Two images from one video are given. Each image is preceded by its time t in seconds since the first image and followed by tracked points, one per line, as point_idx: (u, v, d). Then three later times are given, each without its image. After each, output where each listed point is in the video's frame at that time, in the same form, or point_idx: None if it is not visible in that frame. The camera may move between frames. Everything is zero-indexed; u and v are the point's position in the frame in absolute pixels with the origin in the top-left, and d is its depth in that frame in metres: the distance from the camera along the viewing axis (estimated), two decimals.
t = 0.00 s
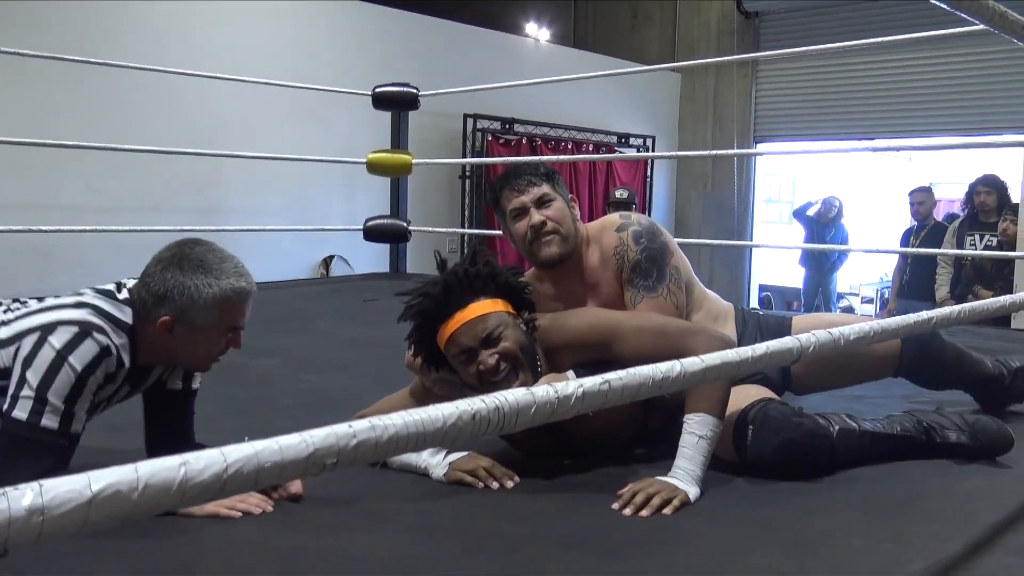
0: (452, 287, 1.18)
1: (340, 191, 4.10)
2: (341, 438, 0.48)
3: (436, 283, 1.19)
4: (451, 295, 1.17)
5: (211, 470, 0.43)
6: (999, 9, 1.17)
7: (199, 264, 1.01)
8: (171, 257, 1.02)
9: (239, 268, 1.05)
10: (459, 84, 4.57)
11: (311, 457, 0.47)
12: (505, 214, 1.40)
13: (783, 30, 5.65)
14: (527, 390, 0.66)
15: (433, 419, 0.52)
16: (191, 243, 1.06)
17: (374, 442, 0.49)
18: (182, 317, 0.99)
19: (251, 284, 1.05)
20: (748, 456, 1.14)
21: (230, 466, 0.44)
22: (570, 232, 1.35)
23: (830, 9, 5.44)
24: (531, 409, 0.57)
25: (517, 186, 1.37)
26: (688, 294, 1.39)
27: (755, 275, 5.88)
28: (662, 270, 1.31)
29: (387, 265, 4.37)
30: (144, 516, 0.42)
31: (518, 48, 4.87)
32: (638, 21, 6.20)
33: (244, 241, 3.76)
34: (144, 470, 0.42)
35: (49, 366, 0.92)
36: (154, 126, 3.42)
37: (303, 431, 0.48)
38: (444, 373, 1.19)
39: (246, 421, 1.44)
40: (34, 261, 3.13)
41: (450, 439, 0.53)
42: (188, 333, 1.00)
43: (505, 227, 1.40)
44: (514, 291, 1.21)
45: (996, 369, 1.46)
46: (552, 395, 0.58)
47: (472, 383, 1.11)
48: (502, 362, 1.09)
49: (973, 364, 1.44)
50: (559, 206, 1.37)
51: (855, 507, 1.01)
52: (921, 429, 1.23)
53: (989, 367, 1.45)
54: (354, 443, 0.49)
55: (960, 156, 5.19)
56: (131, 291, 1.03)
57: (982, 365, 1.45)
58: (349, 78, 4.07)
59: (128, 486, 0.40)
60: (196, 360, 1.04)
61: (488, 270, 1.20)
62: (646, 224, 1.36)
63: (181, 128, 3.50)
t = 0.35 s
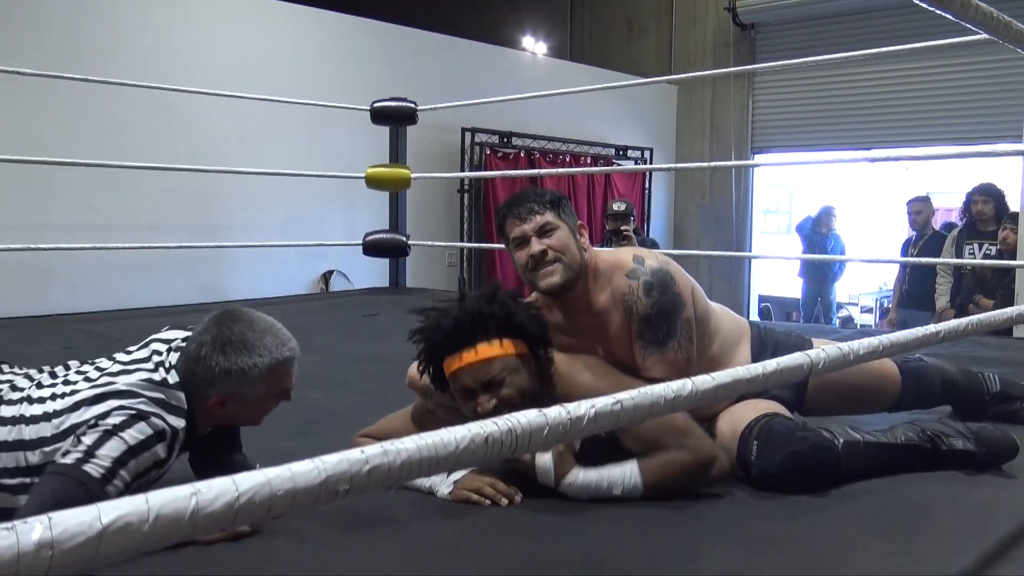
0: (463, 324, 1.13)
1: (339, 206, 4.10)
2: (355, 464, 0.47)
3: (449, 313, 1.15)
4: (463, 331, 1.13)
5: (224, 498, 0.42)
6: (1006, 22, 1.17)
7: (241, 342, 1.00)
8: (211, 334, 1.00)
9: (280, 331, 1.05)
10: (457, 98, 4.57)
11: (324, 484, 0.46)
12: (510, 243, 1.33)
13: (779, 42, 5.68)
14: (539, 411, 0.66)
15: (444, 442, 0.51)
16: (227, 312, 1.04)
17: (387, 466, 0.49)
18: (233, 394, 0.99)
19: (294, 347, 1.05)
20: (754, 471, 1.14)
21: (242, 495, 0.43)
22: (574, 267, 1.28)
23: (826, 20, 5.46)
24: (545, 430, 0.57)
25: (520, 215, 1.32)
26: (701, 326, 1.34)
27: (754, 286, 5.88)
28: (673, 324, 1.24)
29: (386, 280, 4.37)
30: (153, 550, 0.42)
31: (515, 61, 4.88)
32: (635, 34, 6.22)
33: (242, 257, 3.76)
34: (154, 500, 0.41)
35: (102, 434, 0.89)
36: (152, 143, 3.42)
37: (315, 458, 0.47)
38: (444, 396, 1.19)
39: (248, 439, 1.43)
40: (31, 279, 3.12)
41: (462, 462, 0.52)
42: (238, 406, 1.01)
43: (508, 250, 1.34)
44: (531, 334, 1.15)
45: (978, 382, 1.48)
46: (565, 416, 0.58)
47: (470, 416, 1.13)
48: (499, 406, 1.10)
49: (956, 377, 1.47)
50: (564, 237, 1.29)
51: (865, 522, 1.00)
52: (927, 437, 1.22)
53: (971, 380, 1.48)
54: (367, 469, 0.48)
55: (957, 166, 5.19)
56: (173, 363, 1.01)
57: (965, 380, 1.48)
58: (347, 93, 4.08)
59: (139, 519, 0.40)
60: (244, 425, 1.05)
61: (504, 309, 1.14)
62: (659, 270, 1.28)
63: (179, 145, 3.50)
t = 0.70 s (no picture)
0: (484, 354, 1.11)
1: (340, 210, 4.09)
2: (368, 476, 0.46)
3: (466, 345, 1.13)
4: (483, 362, 1.11)
5: (233, 513, 0.41)
6: None
7: (252, 404, 1.02)
8: (223, 395, 1.01)
9: (291, 389, 1.07)
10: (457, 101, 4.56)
11: (336, 496, 0.45)
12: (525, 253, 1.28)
13: (779, 43, 5.67)
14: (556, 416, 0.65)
15: (460, 451, 0.50)
16: (239, 367, 1.06)
17: (401, 477, 0.48)
18: (246, 453, 1.01)
19: (305, 404, 1.07)
20: (766, 479, 1.13)
21: (252, 510, 0.42)
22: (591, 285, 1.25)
23: (827, 20, 5.44)
24: (562, 439, 0.56)
25: (532, 234, 1.25)
26: (722, 329, 1.32)
27: (757, 288, 5.87)
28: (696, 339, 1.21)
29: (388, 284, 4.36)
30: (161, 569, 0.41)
31: (516, 64, 4.87)
32: (635, 36, 6.21)
33: (244, 262, 3.74)
34: (162, 516, 0.40)
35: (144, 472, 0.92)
36: (152, 149, 3.41)
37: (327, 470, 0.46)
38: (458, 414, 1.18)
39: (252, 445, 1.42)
40: (31, 285, 3.10)
41: (480, 472, 0.51)
42: (249, 464, 1.03)
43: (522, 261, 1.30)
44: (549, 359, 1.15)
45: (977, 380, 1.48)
46: (582, 423, 0.57)
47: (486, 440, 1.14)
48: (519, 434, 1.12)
49: (960, 378, 1.46)
50: (581, 255, 1.24)
51: (878, 526, 0.99)
52: (939, 439, 1.20)
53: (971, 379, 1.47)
54: (381, 480, 0.47)
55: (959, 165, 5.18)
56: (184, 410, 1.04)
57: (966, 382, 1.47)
58: (348, 97, 4.07)
59: (147, 535, 0.39)
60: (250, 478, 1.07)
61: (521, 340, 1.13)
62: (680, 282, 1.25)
63: (180, 150, 3.49)
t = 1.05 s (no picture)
0: (492, 328, 1.11)
1: (342, 208, 4.08)
2: (386, 480, 0.45)
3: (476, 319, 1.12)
4: (492, 335, 1.10)
5: (249, 520, 0.40)
6: None
7: (312, 398, 1.01)
8: (283, 388, 1.00)
9: (348, 384, 1.06)
10: (459, 98, 4.55)
11: (355, 501, 0.44)
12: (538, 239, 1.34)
13: (782, 41, 5.65)
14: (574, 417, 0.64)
15: (479, 454, 0.49)
16: (296, 361, 1.05)
17: (420, 481, 0.47)
18: (306, 445, 1.01)
19: (362, 398, 1.06)
20: (774, 473, 1.11)
21: (268, 516, 0.41)
22: (604, 266, 1.30)
23: (829, 17, 5.42)
24: (583, 440, 0.54)
25: (551, 213, 1.32)
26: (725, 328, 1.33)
27: (760, 285, 5.85)
28: (700, 321, 1.25)
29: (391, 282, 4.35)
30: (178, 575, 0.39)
31: (518, 61, 4.86)
32: (638, 34, 6.20)
33: (246, 260, 3.73)
34: (175, 524, 0.39)
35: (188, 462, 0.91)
36: (152, 146, 3.39)
37: (344, 473, 0.45)
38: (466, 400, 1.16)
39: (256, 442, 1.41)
40: (33, 284, 3.09)
41: (498, 475, 0.50)
42: (307, 454, 1.02)
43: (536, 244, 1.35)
44: (557, 341, 1.13)
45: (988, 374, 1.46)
46: (603, 424, 0.55)
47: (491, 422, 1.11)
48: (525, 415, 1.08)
49: (972, 375, 1.44)
50: (596, 237, 1.31)
51: (891, 526, 0.98)
52: (950, 438, 1.20)
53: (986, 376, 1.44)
54: (399, 484, 0.46)
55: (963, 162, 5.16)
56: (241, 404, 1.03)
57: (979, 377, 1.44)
58: (350, 95, 4.06)
59: (159, 542, 0.38)
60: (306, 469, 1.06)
61: (531, 316, 1.12)
62: (687, 268, 1.29)
63: (180, 148, 3.48)
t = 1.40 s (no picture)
0: (511, 337, 1.09)
1: (346, 204, 4.07)
2: (397, 481, 0.45)
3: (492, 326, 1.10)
4: (509, 343, 1.08)
5: (259, 520, 0.40)
6: None
7: (274, 402, 1.00)
8: (246, 392, 1.00)
9: (318, 388, 1.05)
10: (465, 94, 4.54)
11: (366, 502, 0.44)
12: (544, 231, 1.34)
13: (790, 39, 5.62)
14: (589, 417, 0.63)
15: (493, 453, 0.49)
16: (266, 360, 1.04)
17: (432, 481, 0.46)
18: (269, 450, 1.00)
19: (331, 403, 1.05)
20: (781, 466, 1.11)
21: (278, 516, 0.41)
22: (614, 256, 1.30)
23: (836, 14, 5.40)
24: (596, 440, 0.54)
25: (559, 204, 1.31)
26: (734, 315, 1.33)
27: (765, 282, 5.83)
28: (712, 303, 1.25)
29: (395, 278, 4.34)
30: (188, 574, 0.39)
31: (524, 57, 4.85)
32: (644, 30, 6.19)
33: (249, 255, 3.73)
34: (184, 524, 0.38)
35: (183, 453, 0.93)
36: (157, 139, 3.38)
37: (355, 472, 0.45)
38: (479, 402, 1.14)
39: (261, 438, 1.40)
40: (36, 279, 3.09)
41: (512, 475, 0.50)
42: (271, 459, 1.01)
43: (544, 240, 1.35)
44: (572, 335, 1.13)
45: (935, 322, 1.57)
46: (616, 424, 0.55)
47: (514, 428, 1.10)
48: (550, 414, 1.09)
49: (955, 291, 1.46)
50: (604, 227, 1.31)
51: (902, 527, 0.97)
52: (960, 439, 1.19)
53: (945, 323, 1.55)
54: (411, 484, 0.45)
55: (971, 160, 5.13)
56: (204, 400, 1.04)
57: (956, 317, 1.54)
58: (355, 90, 4.05)
59: (167, 543, 0.37)
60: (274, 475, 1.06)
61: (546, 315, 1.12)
62: (696, 251, 1.30)
63: (185, 141, 3.47)
